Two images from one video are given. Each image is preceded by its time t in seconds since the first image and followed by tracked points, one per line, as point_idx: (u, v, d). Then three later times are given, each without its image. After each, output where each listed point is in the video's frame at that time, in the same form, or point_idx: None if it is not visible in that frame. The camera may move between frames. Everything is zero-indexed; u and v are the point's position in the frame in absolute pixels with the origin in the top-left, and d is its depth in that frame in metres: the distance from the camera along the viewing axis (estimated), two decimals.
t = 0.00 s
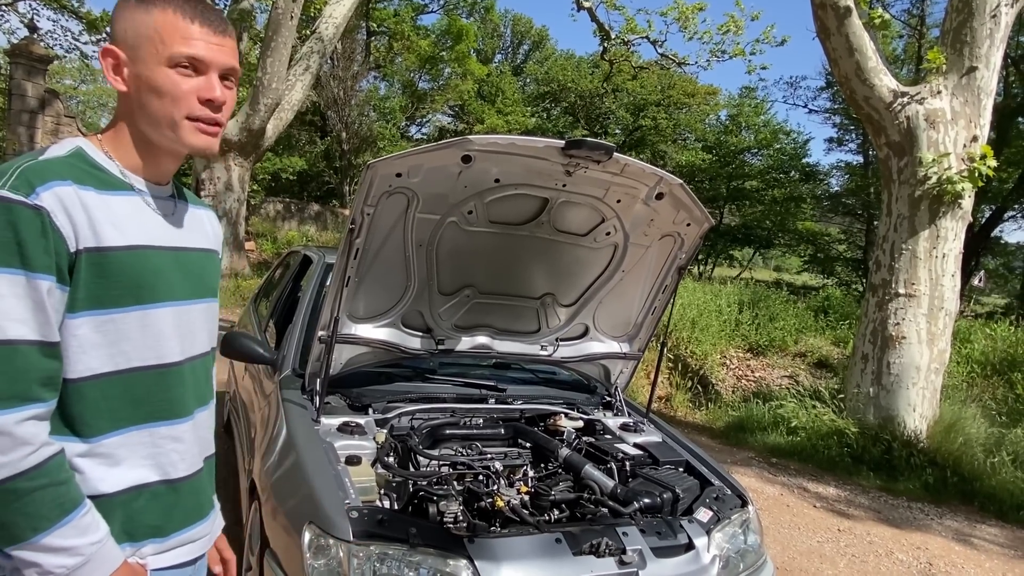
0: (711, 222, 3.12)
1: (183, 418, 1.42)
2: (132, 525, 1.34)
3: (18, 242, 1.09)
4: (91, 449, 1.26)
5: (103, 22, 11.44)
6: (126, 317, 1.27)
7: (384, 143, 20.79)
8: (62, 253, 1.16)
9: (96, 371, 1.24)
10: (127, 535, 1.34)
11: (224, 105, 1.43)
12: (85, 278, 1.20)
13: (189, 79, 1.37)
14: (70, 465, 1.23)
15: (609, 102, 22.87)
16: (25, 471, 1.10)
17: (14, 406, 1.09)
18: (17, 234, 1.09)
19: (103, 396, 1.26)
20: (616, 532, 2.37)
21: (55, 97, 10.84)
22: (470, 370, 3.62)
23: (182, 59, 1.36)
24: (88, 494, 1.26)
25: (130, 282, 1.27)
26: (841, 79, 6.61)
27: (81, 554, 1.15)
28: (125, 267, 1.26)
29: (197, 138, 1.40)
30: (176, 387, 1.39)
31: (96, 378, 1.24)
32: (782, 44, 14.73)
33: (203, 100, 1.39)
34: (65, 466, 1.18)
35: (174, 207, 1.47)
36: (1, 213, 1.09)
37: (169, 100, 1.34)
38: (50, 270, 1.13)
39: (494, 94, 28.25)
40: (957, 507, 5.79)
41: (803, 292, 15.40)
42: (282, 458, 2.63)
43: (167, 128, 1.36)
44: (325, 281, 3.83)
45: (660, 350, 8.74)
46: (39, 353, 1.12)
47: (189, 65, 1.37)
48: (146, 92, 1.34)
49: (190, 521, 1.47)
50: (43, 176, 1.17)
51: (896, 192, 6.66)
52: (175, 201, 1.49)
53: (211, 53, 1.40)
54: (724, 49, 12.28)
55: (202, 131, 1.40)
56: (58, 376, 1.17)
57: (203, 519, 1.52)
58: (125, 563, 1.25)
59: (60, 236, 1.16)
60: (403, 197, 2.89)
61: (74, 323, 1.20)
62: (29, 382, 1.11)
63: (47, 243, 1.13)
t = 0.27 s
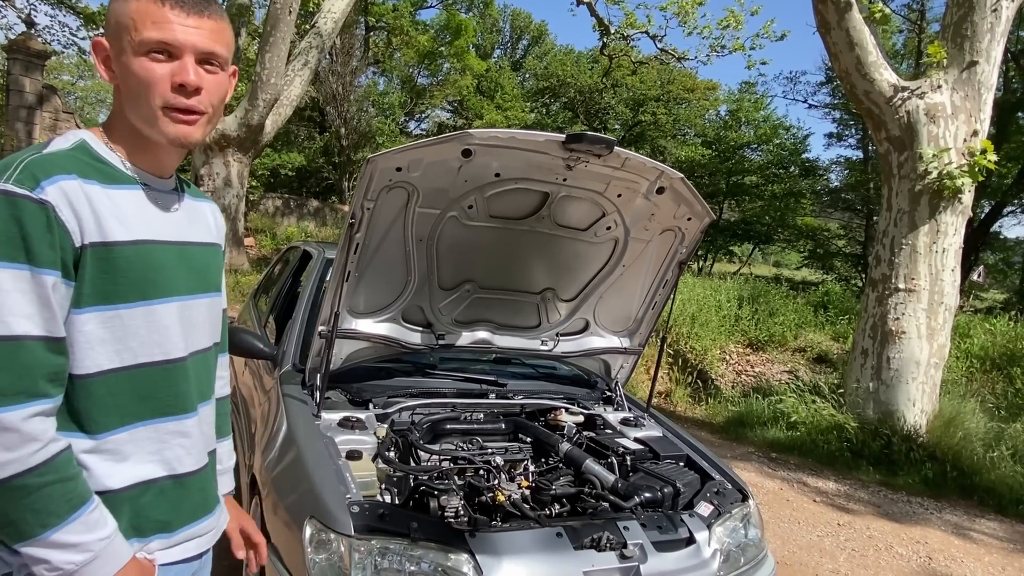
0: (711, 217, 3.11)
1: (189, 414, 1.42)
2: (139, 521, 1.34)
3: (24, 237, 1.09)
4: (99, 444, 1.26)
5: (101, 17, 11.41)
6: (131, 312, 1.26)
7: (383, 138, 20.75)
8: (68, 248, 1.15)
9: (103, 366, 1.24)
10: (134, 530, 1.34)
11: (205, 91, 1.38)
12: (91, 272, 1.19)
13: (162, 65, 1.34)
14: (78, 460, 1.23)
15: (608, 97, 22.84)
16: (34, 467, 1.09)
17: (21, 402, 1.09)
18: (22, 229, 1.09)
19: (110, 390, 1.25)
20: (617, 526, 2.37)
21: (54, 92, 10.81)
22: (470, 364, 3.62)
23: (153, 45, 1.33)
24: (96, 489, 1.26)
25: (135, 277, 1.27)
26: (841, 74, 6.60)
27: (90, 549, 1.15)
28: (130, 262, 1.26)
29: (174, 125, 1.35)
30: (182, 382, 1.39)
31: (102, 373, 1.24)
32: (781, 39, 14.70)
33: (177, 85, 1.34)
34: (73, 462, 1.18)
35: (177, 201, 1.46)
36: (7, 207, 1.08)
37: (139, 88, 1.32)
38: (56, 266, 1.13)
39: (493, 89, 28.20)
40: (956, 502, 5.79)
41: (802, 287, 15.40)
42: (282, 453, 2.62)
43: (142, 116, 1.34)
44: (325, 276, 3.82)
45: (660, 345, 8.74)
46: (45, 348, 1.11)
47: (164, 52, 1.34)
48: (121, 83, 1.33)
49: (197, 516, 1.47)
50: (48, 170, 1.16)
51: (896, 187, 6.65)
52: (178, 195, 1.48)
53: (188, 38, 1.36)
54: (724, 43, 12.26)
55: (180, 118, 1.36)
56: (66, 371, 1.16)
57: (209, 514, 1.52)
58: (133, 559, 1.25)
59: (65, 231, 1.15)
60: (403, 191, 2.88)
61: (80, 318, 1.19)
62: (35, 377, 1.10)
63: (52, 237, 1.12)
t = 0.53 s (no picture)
0: (712, 211, 3.11)
1: (196, 405, 1.42)
2: (150, 513, 1.35)
3: (20, 233, 1.08)
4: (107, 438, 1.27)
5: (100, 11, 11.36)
6: (133, 306, 1.26)
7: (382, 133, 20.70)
8: (66, 242, 1.15)
9: (105, 360, 1.23)
10: (145, 521, 1.35)
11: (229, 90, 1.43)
12: (90, 266, 1.19)
13: (194, 64, 1.36)
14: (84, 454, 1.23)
15: (608, 92, 22.80)
16: (38, 463, 1.10)
17: (21, 400, 1.08)
18: (18, 224, 1.08)
19: (114, 383, 1.25)
20: (618, 519, 2.37)
21: (52, 87, 10.77)
22: (471, 358, 3.62)
23: (186, 43, 1.34)
24: (104, 483, 1.27)
25: (135, 270, 1.26)
26: (841, 67, 6.58)
27: (100, 542, 1.16)
28: (129, 255, 1.25)
29: (202, 125, 1.39)
30: (188, 374, 1.39)
31: (106, 368, 1.24)
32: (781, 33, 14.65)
33: (210, 86, 1.38)
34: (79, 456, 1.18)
35: (176, 190, 1.45)
36: (2, 203, 1.08)
37: (174, 87, 1.33)
38: (55, 261, 1.13)
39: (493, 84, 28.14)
40: (955, 496, 5.80)
41: (802, 282, 15.39)
42: (284, 448, 2.62)
43: (171, 114, 1.35)
44: (325, 270, 3.81)
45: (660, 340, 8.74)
46: (46, 345, 1.11)
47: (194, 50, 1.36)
48: (150, 78, 1.32)
49: (209, 506, 1.47)
50: (43, 165, 1.15)
51: (896, 181, 6.64)
52: (176, 183, 1.47)
53: (217, 38, 1.38)
54: (724, 38, 12.24)
55: (207, 118, 1.40)
56: (69, 367, 1.16)
57: (221, 504, 1.52)
58: (144, 552, 1.25)
59: (62, 225, 1.14)
60: (403, 184, 2.87)
61: (81, 312, 1.19)
62: (37, 374, 1.10)
63: (50, 232, 1.12)
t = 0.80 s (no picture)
0: (712, 205, 3.11)
1: (204, 398, 1.42)
2: (165, 503, 1.36)
3: (34, 237, 1.09)
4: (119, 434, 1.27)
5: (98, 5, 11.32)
6: (143, 304, 1.26)
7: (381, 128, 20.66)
8: (78, 244, 1.15)
9: (116, 359, 1.24)
10: (161, 512, 1.36)
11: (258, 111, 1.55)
12: (101, 267, 1.19)
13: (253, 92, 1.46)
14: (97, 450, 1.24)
15: (607, 87, 22.75)
16: (54, 464, 1.11)
17: (35, 403, 1.09)
18: (33, 229, 1.09)
19: (125, 381, 1.26)
20: (617, 512, 2.38)
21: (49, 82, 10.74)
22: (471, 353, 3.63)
23: (254, 74, 1.44)
24: (120, 476, 1.28)
25: (143, 269, 1.26)
26: (841, 62, 6.57)
27: (120, 535, 1.18)
28: (138, 255, 1.25)
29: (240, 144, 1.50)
30: (195, 368, 1.39)
31: (118, 367, 1.24)
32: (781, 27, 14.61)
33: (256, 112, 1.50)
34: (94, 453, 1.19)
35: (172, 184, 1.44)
36: (15, 207, 1.08)
37: (239, 111, 1.42)
38: (69, 263, 1.13)
39: (492, 78, 28.06)
40: (953, 489, 5.83)
41: (801, 277, 15.40)
42: (284, 442, 2.62)
43: (225, 133, 1.43)
44: (325, 265, 3.81)
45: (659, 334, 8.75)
46: (60, 348, 1.12)
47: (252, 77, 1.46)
48: (220, 99, 1.38)
49: (219, 496, 1.48)
50: (54, 166, 1.14)
51: (895, 175, 6.64)
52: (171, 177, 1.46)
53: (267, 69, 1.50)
54: (724, 32, 12.22)
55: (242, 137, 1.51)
56: (80, 369, 1.17)
57: (231, 493, 1.53)
58: (161, 540, 1.28)
59: (75, 228, 1.14)
60: (402, 178, 2.87)
61: (92, 313, 1.19)
62: (50, 378, 1.11)
63: (64, 235, 1.12)
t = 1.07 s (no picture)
0: (710, 201, 3.11)
1: (211, 393, 1.43)
2: (177, 495, 1.37)
3: (68, 235, 1.11)
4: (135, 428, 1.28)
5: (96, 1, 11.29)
6: (163, 300, 1.28)
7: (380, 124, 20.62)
8: (104, 243, 1.17)
9: (136, 356, 1.25)
10: (173, 503, 1.37)
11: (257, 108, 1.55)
12: (125, 265, 1.21)
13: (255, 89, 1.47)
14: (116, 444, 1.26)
15: (606, 82, 22.71)
16: (86, 458, 1.15)
17: (68, 398, 1.13)
18: (66, 228, 1.12)
19: (142, 376, 1.27)
20: (615, 508, 2.39)
21: (47, 78, 10.71)
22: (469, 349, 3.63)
23: (256, 70, 1.45)
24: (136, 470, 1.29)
25: (161, 267, 1.27)
26: (840, 57, 6.56)
27: (143, 526, 1.22)
28: (158, 253, 1.26)
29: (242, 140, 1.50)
30: (203, 363, 1.40)
31: (138, 363, 1.26)
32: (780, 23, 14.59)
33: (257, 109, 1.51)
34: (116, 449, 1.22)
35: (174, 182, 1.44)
36: (48, 206, 1.11)
37: (243, 108, 1.43)
38: (99, 262, 1.16)
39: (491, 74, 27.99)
40: (951, 485, 5.85)
41: (799, 273, 15.41)
42: (283, 438, 2.62)
43: (230, 129, 1.43)
44: (323, 261, 3.81)
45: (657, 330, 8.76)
46: (90, 345, 1.15)
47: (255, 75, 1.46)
48: (226, 96, 1.39)
49: (223, 487, 1.49)
50: (84, 166, 1.17)
51: (894, 171, 6.64)
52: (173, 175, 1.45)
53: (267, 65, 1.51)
54: (723, 28, 12.19)
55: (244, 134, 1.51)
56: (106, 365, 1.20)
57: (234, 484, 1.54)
58: (178, 530, 1.31)
59: (103, 227, 1.17)
60: (401, 175, 2.87)
61: (115, 310, 1.20)
62: (82, 373, 1.14)
63: (95, 235, 1.15)
